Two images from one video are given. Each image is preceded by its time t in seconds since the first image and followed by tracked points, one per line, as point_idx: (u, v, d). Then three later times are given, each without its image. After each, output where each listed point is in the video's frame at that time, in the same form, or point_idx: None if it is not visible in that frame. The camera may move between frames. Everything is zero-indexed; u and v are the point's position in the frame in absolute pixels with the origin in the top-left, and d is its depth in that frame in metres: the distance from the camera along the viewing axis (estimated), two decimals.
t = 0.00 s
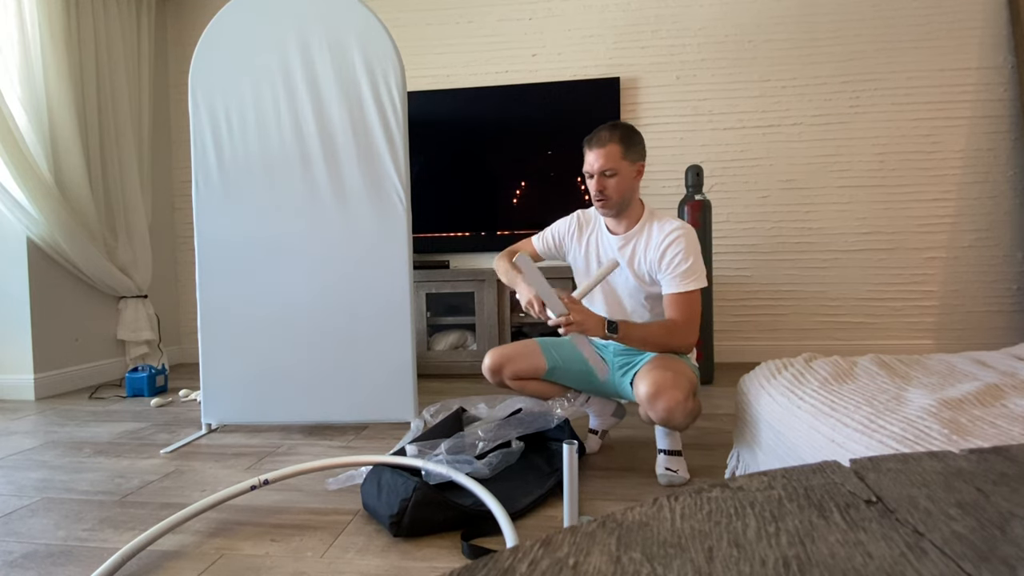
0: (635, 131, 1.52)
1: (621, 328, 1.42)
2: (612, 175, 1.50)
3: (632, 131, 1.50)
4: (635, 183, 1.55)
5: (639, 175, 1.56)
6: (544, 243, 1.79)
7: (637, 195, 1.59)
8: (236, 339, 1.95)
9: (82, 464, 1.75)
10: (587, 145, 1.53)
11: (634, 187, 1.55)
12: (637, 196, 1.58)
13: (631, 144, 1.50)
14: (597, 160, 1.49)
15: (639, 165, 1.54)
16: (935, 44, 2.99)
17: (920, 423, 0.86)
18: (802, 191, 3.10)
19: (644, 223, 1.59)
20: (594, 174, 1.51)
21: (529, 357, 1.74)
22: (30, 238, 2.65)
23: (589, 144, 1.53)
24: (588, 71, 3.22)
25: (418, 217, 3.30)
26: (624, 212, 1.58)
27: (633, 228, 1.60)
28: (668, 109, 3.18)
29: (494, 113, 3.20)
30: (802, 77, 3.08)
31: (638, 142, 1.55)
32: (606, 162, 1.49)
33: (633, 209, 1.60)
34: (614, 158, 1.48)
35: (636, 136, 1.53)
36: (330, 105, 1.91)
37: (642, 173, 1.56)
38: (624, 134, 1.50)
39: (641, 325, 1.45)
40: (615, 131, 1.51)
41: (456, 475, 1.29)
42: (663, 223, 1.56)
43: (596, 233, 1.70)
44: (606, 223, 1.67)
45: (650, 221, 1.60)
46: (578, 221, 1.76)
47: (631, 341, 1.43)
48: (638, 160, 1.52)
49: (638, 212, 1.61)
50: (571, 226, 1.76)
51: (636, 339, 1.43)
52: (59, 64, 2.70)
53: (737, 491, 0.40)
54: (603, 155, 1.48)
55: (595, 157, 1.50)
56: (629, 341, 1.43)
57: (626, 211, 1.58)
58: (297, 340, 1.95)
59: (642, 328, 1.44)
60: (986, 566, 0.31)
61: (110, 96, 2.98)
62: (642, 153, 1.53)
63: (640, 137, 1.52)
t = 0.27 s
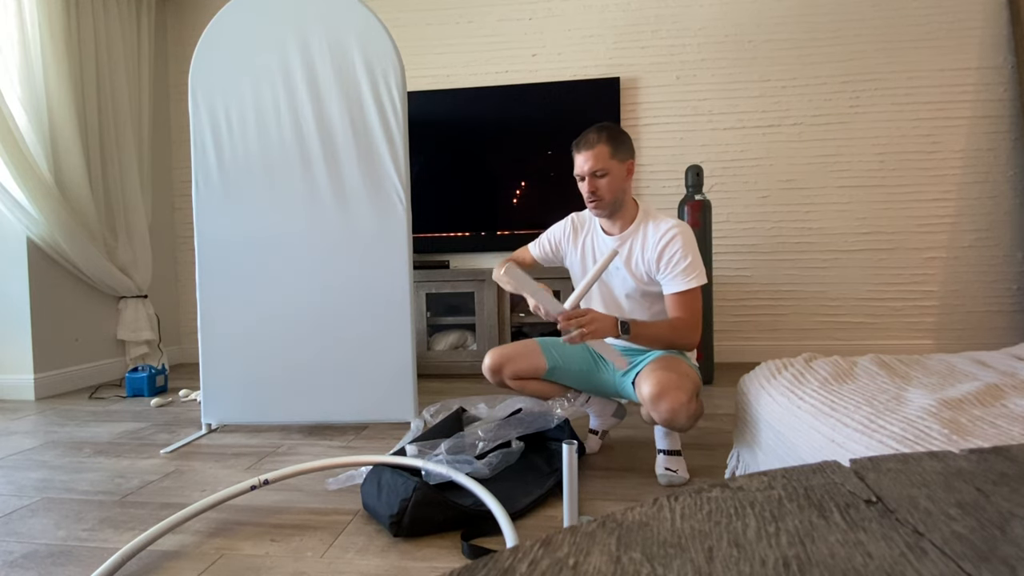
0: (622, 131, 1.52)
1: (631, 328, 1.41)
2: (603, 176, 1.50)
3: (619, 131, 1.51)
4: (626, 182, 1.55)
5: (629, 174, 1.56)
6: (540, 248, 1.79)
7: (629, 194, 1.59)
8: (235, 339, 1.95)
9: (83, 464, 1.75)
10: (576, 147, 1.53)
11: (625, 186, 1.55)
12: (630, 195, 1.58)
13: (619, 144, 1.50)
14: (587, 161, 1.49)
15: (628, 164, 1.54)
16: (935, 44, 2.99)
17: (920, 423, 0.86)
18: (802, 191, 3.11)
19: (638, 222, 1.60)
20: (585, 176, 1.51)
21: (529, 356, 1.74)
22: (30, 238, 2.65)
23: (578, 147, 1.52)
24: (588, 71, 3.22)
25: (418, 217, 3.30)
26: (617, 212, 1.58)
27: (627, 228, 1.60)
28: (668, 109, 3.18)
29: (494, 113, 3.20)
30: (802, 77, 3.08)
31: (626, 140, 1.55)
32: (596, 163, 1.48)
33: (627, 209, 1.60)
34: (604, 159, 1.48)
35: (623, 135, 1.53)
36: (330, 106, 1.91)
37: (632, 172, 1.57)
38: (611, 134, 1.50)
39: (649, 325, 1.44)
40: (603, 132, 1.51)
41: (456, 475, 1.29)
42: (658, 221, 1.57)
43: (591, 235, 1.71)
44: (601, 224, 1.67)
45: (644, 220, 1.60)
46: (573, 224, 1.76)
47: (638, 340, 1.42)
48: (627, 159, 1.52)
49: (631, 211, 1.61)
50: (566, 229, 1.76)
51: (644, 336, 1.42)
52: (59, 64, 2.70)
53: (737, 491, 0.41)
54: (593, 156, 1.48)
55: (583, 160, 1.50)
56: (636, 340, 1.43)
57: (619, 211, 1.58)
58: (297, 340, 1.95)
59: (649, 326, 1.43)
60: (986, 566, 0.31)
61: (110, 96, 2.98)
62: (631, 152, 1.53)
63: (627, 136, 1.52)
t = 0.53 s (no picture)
0: (611, 130, 1.53)
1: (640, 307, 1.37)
2: (597, 173, 1.50)
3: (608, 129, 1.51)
4: (618, 179, 1.56)
5: (621, 172, 1.57)
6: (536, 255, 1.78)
7: (621, 192, 1.59)
8: (235, 340, 1.95)
9: (83, 464, 1.75)
10: (568, 147, 1.52)
11: (618, 184, 1.56)
12: (621, 193, 1.59)
13: (610, 141, 1.50)
14: (581, 160, 1.48)
15: (620, 162, 1.55)
16: (935, 44, 2.99)
17: (919, 423, 0.86)
18: (802, 191, 3.10)
19: (632, 219, 1.60)
20: (580, 174, 1.50)
21: (530, 356, 1.73)
22: (30, 238, 2.65)
23: (570, 147, 1.52)
24: (588, 71, 3.22)
25: (418, 217, 3.30)
26: (611, 210, 1.59)
27: (621, 226, 1.61)
28: (668, 109, 3.18)
29: (494, 113, 3.20)
30: (802, 77, 3.08)
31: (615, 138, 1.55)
32: (590, 161, 1.48)
33: (620, 207, 1.60)
34: (597, 157, 1.48)
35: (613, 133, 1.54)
36: (330, 106, 1.91)
37: (624, 170, 1.57)
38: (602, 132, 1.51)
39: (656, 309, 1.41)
40: (594, 131, 1.51)
41: (456, 475, 1.29)
42: (650, 218, 1.58)
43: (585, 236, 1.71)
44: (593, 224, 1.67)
45: (638, 217, 1.60)
46: (567, 227, 1.77)
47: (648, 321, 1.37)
48: (618, 157, 1.53)
49: (624, 209, 1.62)
50: (561, 234, 1.77)
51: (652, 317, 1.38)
52: (59, 65, 2.70)
53: (737, 491, 0.41)
54: (587, 154, 1.47)
55: (577, 159, 1.49)
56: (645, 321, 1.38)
57: (613, 209, 1.59)
58: (297, 340, 1.95)
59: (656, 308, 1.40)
60: (986, 567, 0.31)
61: (110, 96, 2.98)
62: (622, 150, 1.54)
63: (617, 134, 1.53)
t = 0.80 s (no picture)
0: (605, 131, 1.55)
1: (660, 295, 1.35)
2: (597, 173, 1.50)
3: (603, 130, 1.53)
4: (615, 181, 1.57)
5: (618, 174, 1.58)
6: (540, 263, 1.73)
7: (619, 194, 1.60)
8: (235, 339, 1.95)
9: (82, 464, 1.75)
10: (565, 149, 1.53)
11: (616, 185, 1.57)
12: (619, 195, 1.60)
13: (605, 142, 1.52)
14: (580, 159, 1.48)
15: (616, 163, 1.56)
16: (935, 44, 2.99)
17: (919, 423, 0.86)
18: (802, 191, 3.10)
19: (631, 220, 1.61)
20: (580, 173, 1.50)
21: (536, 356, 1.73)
22: (30, 238, 2.65)
23: (567, 148, 1.53)
24: (588, 71, 3.22)
25: (418, 216, 3.30)
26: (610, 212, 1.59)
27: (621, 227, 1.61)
28: (669, 109, 3.18)
29: (494, 113, 3.20)
30: (802, 77, 3.08)
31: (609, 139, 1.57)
32: (590, 160, 1.48)
33: (617, 209, 1.61)
34: (596, 155, 1.49)
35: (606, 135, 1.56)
36: (330, 105, 1.91)
37: (620, 172, 1.59)
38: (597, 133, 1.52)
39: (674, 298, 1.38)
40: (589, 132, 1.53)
41: (456, 475, 1.29)
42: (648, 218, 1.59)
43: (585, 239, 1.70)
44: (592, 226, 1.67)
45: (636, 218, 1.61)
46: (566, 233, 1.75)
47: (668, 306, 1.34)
48: (615, 158, 1.55)
49: (621, 212, 1.62)
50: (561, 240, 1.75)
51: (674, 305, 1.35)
52: (59, 65, 2.70)
53: (737, 491, 0.41)
54: (587, 152, 1.48)
55: (577, 158, 1.49)
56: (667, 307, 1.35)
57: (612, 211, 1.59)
58: (297, 339, 1.95)
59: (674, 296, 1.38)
60: (986, 567, 0.31)
61: (110, 97, 2.98)
62: (617, 152, 1.56)
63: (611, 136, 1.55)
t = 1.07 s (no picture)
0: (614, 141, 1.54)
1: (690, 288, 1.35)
2: (609, 184, 1.50)
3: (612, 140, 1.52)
4: (626, 192, 1.56)
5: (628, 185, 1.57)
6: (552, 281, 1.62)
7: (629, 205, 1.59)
8: (235, 339, 1.95)
9: (82, 464, 1.75)
10: (575, 160, 1.51)
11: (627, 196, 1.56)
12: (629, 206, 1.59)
13: (616, 152, 1.51)
14: (593, 170, 1.47)
15: (627, 174, 1.55)
16: (935, 44, 2.99)
17: (920, 424, 0.86)
18: (802, 191, 3.10)
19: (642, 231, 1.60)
20: (592, 186, 1.49)
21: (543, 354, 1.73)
22: (30, 238, 2.65)
23: (578, 158, 1.51)
24: (588, 71, 3.22)
25: (418, 216, 3.30)
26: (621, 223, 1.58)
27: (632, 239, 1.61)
28: (669, 109, 3.18)
29: (494, 113, 3.20)
30: (802, 77, 3.08)
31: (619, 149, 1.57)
32: (603, 171, 1.48)
33: (627, 219, 1.60)
34: (608, 166, 1.48)
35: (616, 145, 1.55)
36: (330, 105, 1.91)
37: (630, 182, 1.58)
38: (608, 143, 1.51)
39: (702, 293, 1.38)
40: (600, 142, 1.52)
41: (456, 475, 1.29)
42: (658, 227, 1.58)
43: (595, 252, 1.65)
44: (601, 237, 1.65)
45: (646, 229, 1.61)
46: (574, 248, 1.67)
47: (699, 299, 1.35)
48: (626, 169, 1.54)
49: (631, 222, 1.62)
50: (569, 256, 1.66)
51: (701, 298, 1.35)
52: (59, 65, 2.70)
53: (737, 491, 0.41)
54: (600, 164, 1.47)
55: (590, 169, 1.48)
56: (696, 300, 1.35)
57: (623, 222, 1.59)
58: (297, 339, 1.95)
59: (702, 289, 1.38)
60: (986, 567, 0.31)
61: (110, 97, 2.98)
62: (627, 162, 1.55)
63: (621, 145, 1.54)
